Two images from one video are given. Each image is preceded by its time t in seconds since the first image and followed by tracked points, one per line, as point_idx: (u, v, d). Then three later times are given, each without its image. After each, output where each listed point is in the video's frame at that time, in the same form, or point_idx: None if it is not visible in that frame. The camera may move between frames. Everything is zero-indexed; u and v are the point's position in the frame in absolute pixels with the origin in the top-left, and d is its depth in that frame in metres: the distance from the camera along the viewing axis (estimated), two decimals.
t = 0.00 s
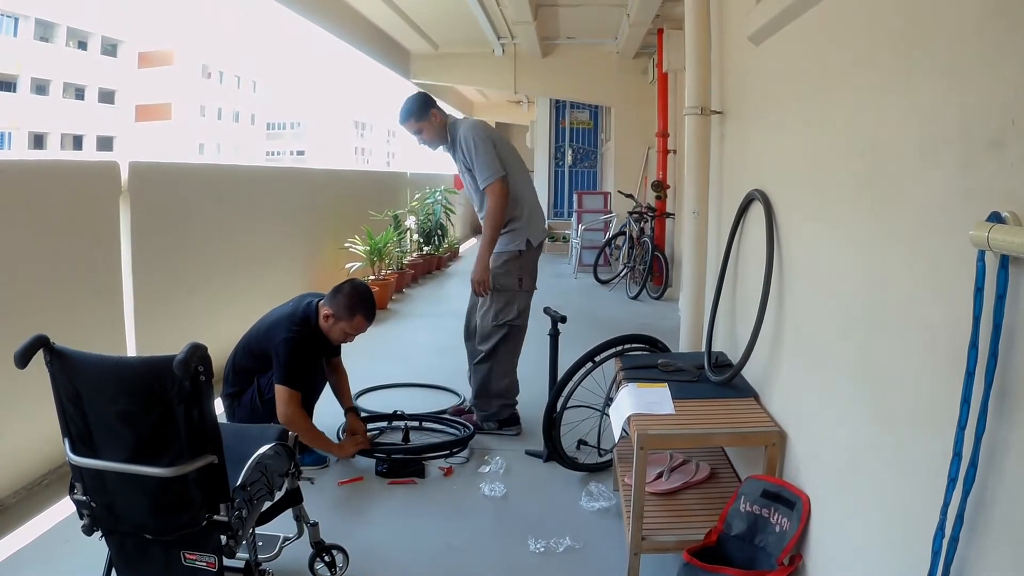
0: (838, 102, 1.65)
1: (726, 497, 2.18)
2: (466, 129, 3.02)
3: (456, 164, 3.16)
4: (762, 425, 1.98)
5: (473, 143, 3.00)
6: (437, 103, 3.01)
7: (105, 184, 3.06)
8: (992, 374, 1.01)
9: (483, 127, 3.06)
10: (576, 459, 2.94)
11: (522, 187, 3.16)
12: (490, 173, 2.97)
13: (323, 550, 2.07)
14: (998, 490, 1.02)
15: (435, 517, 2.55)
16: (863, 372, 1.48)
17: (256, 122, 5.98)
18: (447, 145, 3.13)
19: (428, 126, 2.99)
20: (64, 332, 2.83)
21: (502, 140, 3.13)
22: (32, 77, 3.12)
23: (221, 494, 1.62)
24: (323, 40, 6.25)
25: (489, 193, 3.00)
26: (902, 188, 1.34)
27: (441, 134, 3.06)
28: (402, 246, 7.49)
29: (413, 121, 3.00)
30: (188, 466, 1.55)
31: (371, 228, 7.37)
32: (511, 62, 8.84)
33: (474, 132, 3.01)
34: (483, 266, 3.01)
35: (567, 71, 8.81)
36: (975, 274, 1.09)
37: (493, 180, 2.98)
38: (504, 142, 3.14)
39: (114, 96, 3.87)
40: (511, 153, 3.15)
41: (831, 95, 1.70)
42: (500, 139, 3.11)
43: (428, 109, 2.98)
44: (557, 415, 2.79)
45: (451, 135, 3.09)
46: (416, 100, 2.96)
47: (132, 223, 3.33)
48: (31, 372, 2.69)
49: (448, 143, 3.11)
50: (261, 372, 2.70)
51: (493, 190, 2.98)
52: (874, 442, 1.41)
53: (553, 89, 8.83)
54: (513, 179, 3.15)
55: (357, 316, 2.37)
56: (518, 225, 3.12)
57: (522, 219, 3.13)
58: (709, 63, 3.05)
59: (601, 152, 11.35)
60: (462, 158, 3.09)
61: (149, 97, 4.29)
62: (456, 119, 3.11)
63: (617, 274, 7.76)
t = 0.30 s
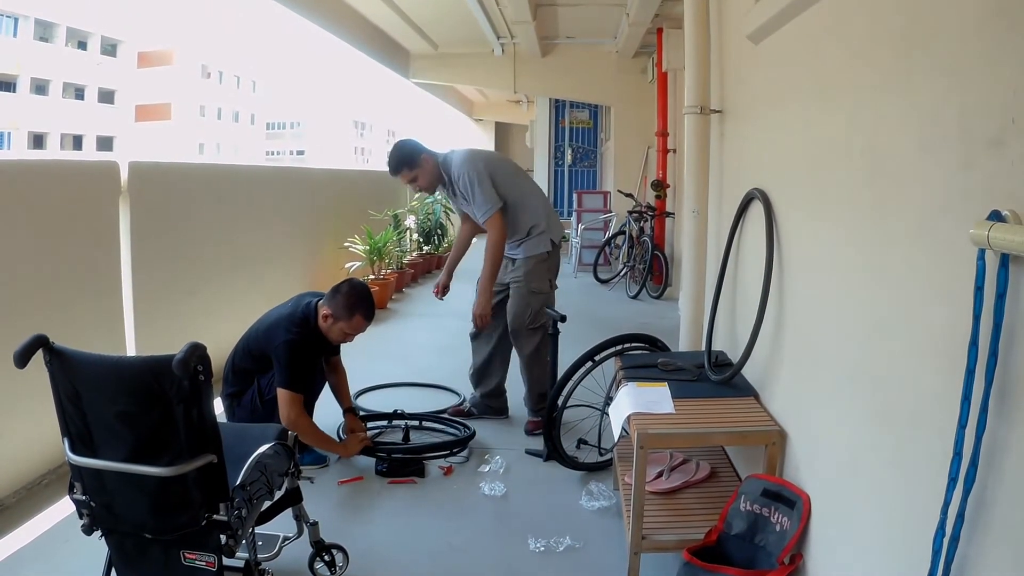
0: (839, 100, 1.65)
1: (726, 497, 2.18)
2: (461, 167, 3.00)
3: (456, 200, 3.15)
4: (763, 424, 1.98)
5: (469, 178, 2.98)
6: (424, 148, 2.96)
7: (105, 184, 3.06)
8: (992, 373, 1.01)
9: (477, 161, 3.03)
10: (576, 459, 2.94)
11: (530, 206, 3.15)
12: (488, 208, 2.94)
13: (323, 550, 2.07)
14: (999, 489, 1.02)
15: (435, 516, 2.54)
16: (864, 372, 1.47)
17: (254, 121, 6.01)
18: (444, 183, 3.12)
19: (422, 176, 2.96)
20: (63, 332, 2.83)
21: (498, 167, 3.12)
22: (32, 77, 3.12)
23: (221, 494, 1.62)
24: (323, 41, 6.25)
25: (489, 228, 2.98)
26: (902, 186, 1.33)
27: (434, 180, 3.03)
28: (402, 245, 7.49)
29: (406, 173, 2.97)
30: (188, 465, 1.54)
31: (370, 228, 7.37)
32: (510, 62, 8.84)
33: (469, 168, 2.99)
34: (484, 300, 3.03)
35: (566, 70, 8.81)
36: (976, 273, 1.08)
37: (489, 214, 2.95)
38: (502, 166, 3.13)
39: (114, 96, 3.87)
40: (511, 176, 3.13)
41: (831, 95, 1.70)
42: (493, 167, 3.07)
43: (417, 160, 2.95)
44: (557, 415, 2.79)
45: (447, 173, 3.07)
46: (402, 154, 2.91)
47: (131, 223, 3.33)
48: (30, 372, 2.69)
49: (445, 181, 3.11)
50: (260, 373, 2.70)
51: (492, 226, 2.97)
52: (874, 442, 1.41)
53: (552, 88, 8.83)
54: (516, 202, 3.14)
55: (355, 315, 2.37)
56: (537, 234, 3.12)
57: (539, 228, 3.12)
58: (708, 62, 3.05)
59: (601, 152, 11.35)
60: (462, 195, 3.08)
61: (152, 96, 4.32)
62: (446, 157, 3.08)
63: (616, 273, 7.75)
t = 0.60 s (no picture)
0: (838, 101, 1.65)
1: (726, 497, 2.18)
2: (472, 240, 2.97)
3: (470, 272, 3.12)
4: (762, 425, 1.98)
5: (479, 254, 2.93)
6: (439, 224, 2.95)
7: (105, 184, 3.06)
8: (992, 374, 1.00)
9: (489, 231, 3.02)
10: (575, 459, 2.94)
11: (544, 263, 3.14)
12: (486, 282, 2.86)
13: (323, 550, 2.07)
14: (998, 489, 1.02)
15: (434, 517, 2.54)
16: (863, 373, 1.47)
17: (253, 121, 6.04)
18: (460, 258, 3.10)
19: (437, 251, 2.93)
20: (63, 332, 2.83)
21: (509, 232, 3.11)
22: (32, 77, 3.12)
23: (220, 494, 1.62)
24: (323, 42, 6.25)
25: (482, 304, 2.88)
26: (902, 185, 1.33)
27: (449, 252, 3.00)
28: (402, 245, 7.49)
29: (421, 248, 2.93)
30: (187, 465, 1.54)
31: (371, 228, 7.37)
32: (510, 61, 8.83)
33: (480, 240, 2.96)
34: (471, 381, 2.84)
35: (566, 70, 8.81)
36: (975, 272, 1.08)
37: (486, 290, 2.85)
38: (509, 220, 3.14)
39: (114, 96, 3.87)
40: (520, 228, 3.16)
41: (830, 95, 1.70)
42: (496, 232, 3.06)
43: (431, 235, 2.91)
44: (557, 415, 2.78)
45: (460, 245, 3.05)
46: (416, 229, 2.89)
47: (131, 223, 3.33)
48: (31, 372, 2.69)
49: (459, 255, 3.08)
50: (260, 374, 2.71)
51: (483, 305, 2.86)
52: (874, 442, 1.41)
53: (553, 88, 8.83)
54: (527, 263, 3.14)
55: (357, 317, 2.37)
56: (550, 272, 3.13)
57: (550, 267, 3.14)
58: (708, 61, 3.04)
59: (601, 152, 11.35)
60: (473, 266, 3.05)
61: (153, 96, 4.34)
62: (458, 226, 3.07)
63: (617, 274, 7.75)
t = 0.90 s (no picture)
0: (839, 98, 1.65)
1: (726, 493, 2.18)
2: (487, 282, 2.91)
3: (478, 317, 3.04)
4: (762, 421, 1.98)
5: (493, 300, 2.87)
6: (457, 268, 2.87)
7: (104, 182, 3.05)
8: (993, 371, 1.01)
9: (503, 277, 2.98)
10: (575, 455, 2.94)
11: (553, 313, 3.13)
12: (494, 326, 2.80)
13: (323, 546, 2.08)
14: (999, 487, 1.02)
15: (433, 514, 2.54)
16: (864, 369, 1.47)
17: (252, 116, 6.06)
18: (470, 302, 3.02)
19: (453, 294, 2.83)
20: (62, 329, 2.83)
21: (520, 278, 3.09)
22: (32, 74, 3.12)
23: (220, 490, 1.62)
24: (323, 38, 6.24)
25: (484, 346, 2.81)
26: (902, 182, 1.33)
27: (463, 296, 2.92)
28: (402, 242, 7.48)
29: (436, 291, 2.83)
30: (187, 462, 1.54)
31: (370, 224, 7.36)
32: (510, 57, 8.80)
33: (495, 287, 2.90)
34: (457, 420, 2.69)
35: (566, 66, 8.79)
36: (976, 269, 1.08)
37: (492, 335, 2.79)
38: (524, 269, 3.12)
39: (113, 93, 3.87)
40: (533, 279, 3.14)
41: (831, 92, 1.69)
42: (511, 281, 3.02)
43: (448, 276, 2.83)
44: (556, 411, 2.78)
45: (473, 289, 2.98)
46: (433, 270, 2.81)
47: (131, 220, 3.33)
48: (30, 369, 2.69)
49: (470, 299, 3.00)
50: (261, 372, 2.71)
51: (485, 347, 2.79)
52: (875, 439, 1.41)
53: (552, 84, 8.81)
54: (534, 310, 3.13)
55: (359, 312, 2.36)
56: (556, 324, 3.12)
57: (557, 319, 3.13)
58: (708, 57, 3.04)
59: (601, 148, 11.34)
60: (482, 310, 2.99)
61: (153, 93, 4.37)
62: (473, 270, 3.02)
63: (617, 270, 7.75)
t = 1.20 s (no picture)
0: (839, 97, 1.65)
1: (726, 492, 2.18)
2: (500, 288, 2.95)
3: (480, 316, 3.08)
4: (762, 420, 1.98)
5: (502, 305, 2.91)
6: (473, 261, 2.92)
7: (105, 181, 3.06)
8: (992, 370, 1.01)
9: (516, 284, 3.03)
10: (575, 455, 2.94)
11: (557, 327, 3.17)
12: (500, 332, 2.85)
13: (323, 545, 2.08)
14: (999, 486, 1.02)
15: (434, 514, 2.54)
16: (864, 369, 1.47)
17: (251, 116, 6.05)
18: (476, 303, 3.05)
19: (463, 284, 2.86)
20: (63, 329, 2.83)
21: (532, 289, 3.14)
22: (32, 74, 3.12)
23: (221, 490, 1.62)
24: (323, 38, 6.23)
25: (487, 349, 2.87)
26: (902, 181, 1.33)
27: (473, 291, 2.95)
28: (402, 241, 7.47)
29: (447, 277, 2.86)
30: (187, 462, 1.54)
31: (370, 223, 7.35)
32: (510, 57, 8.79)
33: (507, 293, 2.94)
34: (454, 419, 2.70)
35: (567, 66, 8.78)
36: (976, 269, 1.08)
37: (496, 340, 2.85)
38: (538, 288, 3.16)
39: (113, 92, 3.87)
40: (545, 298, 3.18)
41: (831, 91, 1.69)
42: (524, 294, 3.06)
43: (464, 267, 2.87)
44: (557, 411, 2.78)
45: (483, 288, 3.00)
46: (449, 258, 2.84)
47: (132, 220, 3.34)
48: (30, 369, 2.69)
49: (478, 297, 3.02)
50: (262, 372, 2.71)
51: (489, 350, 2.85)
52: (875, 438, 1.41)
53: (552, 84, 8.80)
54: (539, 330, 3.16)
55: (363, 313, 2.36)
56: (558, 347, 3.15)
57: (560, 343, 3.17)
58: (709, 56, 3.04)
59: (601, 148, 11.33)
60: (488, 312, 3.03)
61: (152, 92, 4.36)
62: (490, 272, 3.05)
63: (617, 269, 7.75)
